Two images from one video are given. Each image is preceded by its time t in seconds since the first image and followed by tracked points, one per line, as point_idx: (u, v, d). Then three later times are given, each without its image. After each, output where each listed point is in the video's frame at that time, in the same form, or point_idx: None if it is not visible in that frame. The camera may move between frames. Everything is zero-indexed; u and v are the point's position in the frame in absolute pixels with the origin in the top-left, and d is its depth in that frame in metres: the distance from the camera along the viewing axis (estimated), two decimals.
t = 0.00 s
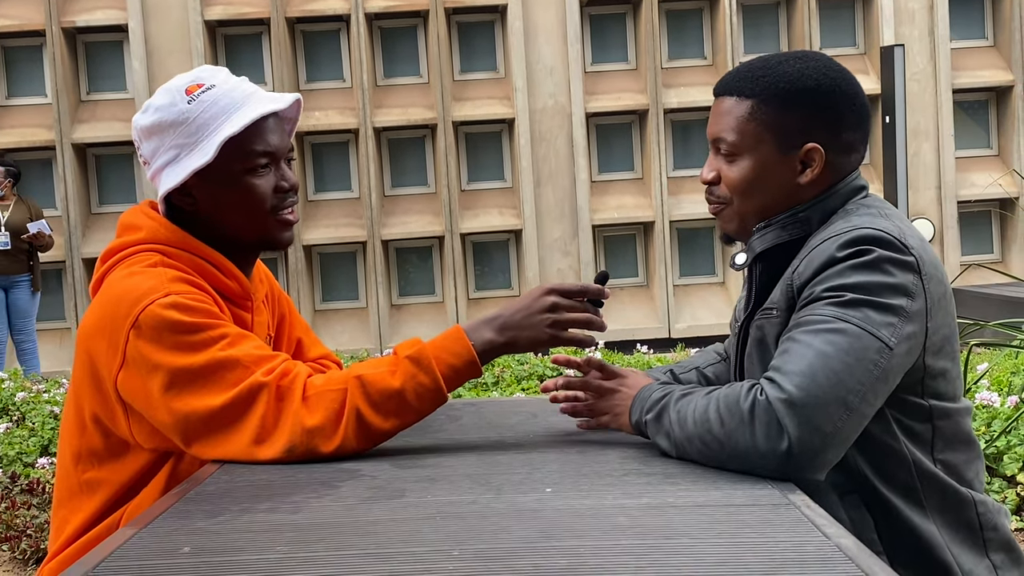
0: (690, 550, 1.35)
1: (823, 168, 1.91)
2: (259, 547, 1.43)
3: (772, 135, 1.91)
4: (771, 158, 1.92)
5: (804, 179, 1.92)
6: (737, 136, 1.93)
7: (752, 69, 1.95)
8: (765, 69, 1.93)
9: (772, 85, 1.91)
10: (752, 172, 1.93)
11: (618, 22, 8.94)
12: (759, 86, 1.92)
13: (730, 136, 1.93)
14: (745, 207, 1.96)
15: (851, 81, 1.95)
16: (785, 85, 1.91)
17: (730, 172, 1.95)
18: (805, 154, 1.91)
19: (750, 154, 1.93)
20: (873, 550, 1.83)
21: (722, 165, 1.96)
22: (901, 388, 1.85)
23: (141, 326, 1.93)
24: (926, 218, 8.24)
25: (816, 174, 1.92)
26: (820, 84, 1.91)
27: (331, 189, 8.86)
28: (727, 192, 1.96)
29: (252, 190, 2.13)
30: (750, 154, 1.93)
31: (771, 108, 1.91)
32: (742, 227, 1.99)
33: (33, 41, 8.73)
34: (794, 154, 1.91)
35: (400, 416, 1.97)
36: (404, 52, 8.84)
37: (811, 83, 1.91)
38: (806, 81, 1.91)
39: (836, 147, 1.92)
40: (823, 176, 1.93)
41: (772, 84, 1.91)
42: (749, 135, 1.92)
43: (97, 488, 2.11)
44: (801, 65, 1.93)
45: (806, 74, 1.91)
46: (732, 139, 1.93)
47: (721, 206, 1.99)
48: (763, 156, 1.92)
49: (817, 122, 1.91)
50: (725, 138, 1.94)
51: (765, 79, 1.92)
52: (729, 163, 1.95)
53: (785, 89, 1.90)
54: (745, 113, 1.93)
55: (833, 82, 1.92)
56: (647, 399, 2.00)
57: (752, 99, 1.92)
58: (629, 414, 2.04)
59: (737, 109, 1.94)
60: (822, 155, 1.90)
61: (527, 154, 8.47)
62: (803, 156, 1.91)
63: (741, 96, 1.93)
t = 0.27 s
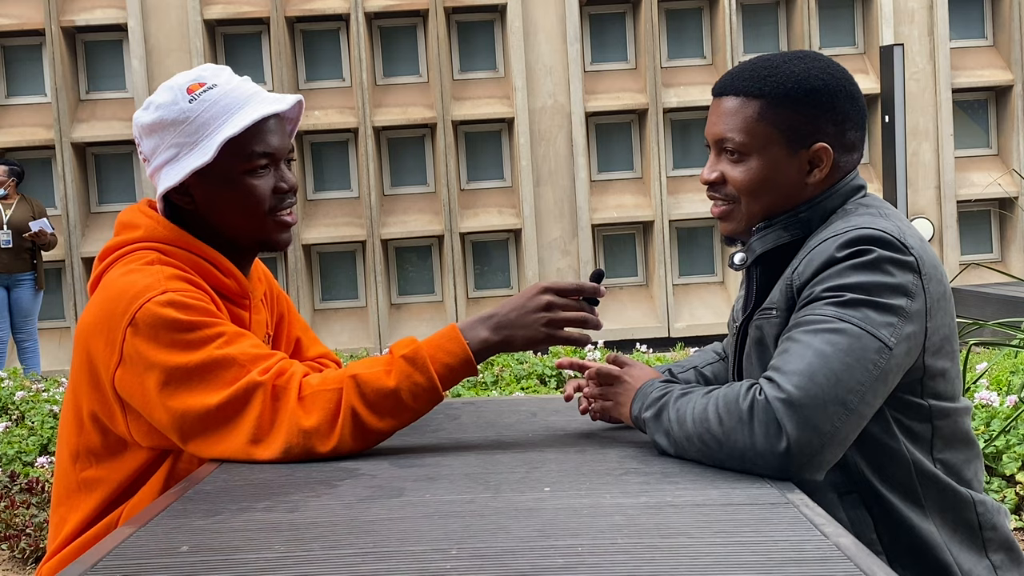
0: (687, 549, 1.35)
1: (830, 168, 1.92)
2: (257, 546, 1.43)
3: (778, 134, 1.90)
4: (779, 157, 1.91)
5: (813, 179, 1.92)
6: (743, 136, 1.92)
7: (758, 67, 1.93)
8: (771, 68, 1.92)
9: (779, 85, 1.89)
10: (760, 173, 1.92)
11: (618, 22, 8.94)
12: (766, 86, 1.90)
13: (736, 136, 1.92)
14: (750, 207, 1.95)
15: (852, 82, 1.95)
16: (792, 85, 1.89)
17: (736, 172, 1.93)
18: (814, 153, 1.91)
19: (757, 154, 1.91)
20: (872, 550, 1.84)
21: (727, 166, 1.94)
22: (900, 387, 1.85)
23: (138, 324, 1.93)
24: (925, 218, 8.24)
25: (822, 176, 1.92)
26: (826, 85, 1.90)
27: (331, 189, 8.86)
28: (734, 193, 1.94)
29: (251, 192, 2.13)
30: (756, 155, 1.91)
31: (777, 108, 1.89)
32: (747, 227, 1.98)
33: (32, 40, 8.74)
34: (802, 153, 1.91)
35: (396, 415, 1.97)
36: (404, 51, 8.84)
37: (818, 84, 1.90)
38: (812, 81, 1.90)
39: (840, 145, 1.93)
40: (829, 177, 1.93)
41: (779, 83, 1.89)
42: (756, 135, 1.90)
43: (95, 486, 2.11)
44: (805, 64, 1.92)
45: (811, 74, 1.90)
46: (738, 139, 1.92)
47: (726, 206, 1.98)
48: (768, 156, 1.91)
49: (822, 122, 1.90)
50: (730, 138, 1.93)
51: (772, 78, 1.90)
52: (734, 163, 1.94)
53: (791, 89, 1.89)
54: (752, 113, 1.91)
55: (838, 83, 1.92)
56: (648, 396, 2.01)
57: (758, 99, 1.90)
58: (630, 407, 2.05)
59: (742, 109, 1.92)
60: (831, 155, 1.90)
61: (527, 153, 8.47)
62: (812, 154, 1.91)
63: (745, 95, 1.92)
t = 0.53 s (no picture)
0: (687, 549, 1.35)
1: (827, 168, 1.91)
2: (256, 545, 1.43)
3: (776, 135, 1.89)
4: (776, 157, 1.90)
5: (810, 180, 1.91)
6: (741, 136, 1.91)
7: (757, 67, 1.92)
8: (769, 67, 1.91)
9: (778, 85, 1.89)
10: (758, 173, 1.91)
11: (617, 22, 8.94)
12: (765, 85, 1.89)
13: (734, 135, 1.91)
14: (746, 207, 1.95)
15: (850, 81, 1.94)
16: (791, 86, 1.88)
17: (733, 172, 1.93)
18: (811, 153, 1.90)
19: (755, 154, 1.91)
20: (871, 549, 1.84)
21: (724, 166, 1.94)
22: (899, 387, 1.85)
23: (136, 324, 1.93)
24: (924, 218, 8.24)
25: (820, 176, 1.92)
26: (824, 85, 1.89)
27: (330, 188, 8.86)
28: (732, 193, 1.94)
29: (249, 192, 2.13)
30: (754, 155, 1.91)
31: (776, 108, 1.89)
32: (746, 229, 1.98)
33: (31, 40, 8.74)
34: (800, 152, 1.90)
35: (395, 415, 1.97)
36: (404, 50, 8.84)
37: (817, 84, 1.89)
38: (811, 81, 1.89)
39: (838, 145, 1.92)
40: (826, 177, 1.93)
41: (778, 84, 1.89)
42: (755, 135, 1.90)
43: (94, 486, 2.11)
44: (802, 63, 1.92)
45: (808, 74, 1.90)
46: (737, 139, 1.91)
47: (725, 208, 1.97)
48: (766, 156, 1.91)
49: (820, 122, 1.90)
50: (728, 138, 1.92)
51: (771, 79, 1.89)
52: (731, 163, 1.93)
53: (790, 89, 1.88)
54: (750, 112, 1.90)
55: (837, 83, 1.91)
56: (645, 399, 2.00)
57: (757, 99, 1.90)
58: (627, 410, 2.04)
59: (740, 109, 1.91)
60: (828, 155, 1.90)
61: (527, 153, 8.47)
62: (810, 155, 1.90)
63: (744, 95, 1.91)
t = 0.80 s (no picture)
0: (685, 549, 1.35)
1: (815, 164, 1.91)
2: (253, 545, 1.43)
3: (763, 132, 1.91)
4: (763, 155, 1.91)
5: (797, 178, 1.91)
6: (730, 132, 1.93)
7: (749, 66, 1.94)
8: (758, 67, 1.93)
9: (766, 82, 1.91)
10: (745, 168, 1.93)
11: (616, 22, 8.94)
12: (752, 83, 1.92)
13: (723, 132, 1.94)
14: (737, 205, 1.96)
15: (845, 80, 1.94)
16: (778, 83, 1.90)
17: (723, 168, 1.95)
18: (797, 151, 1.90)
19: (742, 150, 1.93)
20: (870, 550, 1.84)
21: (714, 162, 1.96)
22: (898, 388, 1.85)
23: (135, 323, 1.93)
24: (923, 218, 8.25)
25: (807, 174, 1.91)
26: (814, 84, 1.89)
27: (330, 188, 8.86)
28: (722, 190, 1.95)
29: (249, 194, 2.12)
30: (742, 150, 1.93)
31: (763, 105, 1.90)
32: (740, 227, 1.99)
33: (31, 39, 8.73)
34: (787, 150, 1.91)
35: (394, 415, 1.97)
36: (403, 50, 8.84)
37: (805, 83, 1.89)
38: (799, 80, 1.90)
39: (829, 145, 1.91)
40: (816, 175, 1.92)
41: (765, 81, 1.91)
42: (743, 132, 1.92)
43: (93, 486, 2.11)
44: (794, 64, 1.92)
45: (798, 73, 1.90)
46: (726, 135, 1.94)
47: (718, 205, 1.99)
48: (755, 153, 1.92)
49: (811, 120, 1.90)
50: (718, 135, 1.95)
51: (759, 76, 1.92)
52: (721, 161, 1.95)
53: (777, 86, 1.90)
54: (739, 110, 1.92)
55: (828, 82, 1.90)
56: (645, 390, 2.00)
57: (745, 96, 1.92)
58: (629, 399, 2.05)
59: (729, 107, 1.94)
60: (813, 152, 1.89)
61: (526, 152, 8.46)
62: (795, 152, 1.90)
63: (733, 92, 1.94)
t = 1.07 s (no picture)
0: (685, 549, 1.35)
1: (816, 168, 1.91)
2: (253, 545, 1.43)
3: (756, 152, 1.89)
4: (762, 171, 1.89)
5: (802, 182, 1.91)
6: (724, 162, 1.90)
7: (721, 90, 1.92)
8: (731, 89, 1.91)
9: (745, 102, 1.88)
10: (751, 191, 1.91)
11: (615, 21, 8.94)
12: (731, 107, 1.89)
13: (717, 163, 1.90)
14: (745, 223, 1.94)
15: (817, 80, 1.95)
16: (755, 101, 1.88)
17: (728, 197, 1.92)
18: (797, 156, 1.90)
19: (743, 176, 1.90)
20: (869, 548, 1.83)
21: (716, 193, 1.94)
22: (896, 386, 1.85)
23: (134, 323, 1.93)
24: (922, 217, 8.25)
25: (812, 177, 1.92)
26: (789, 89, 1.90)
27: (329, 188, 8.85)
28: (731, 215, 1.94)
29: (250, 197, 2.13)
30: (742, 177, 1.90)
31: (748, 126, 1.88)
32: (742, 236, 1.97)
33: (30, 39, 8.73)
34: (785, 156, 1.90)
35: (393, 415, 1.97)
36: (402, 50, 8.84)
37: (780, 90, 1.90)
38: (775, 89, 1.90)
39: (818, 144, 1.92)
40: (817, 177, 1.93)
41: (743, 103, 1.88)
42: (737, 159, 1.89)
43: (92, 486, 2.11)
44: (765, 72, 1.92)
45: (772, 81, 1.91)
46: (721, 166, 1.90)
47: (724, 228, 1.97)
48: (755, 175, 1.90)
49: (796, 125, 1.89)
50: (713, 167, 1.91)
51: (736, 98, 1.89)
52: (723, 189, 1.92)
53: (755, 102, 1.88)
54: (727, 137, 1.89)
55: (801, 85, 1.92)
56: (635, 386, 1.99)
57: (727, 122, 1.89)
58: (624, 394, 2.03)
59: (714, 136, 1.90)
60: (814, 156, 1.89)
61: (526, 152, 8.46)
62: (796, 158, 1.90)
63: (715, 122, 1.90)
